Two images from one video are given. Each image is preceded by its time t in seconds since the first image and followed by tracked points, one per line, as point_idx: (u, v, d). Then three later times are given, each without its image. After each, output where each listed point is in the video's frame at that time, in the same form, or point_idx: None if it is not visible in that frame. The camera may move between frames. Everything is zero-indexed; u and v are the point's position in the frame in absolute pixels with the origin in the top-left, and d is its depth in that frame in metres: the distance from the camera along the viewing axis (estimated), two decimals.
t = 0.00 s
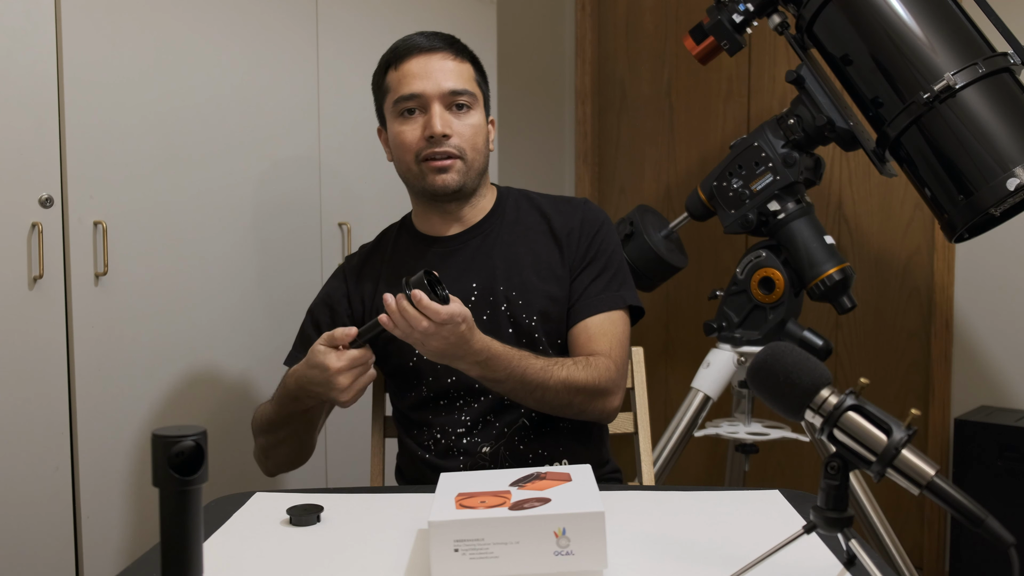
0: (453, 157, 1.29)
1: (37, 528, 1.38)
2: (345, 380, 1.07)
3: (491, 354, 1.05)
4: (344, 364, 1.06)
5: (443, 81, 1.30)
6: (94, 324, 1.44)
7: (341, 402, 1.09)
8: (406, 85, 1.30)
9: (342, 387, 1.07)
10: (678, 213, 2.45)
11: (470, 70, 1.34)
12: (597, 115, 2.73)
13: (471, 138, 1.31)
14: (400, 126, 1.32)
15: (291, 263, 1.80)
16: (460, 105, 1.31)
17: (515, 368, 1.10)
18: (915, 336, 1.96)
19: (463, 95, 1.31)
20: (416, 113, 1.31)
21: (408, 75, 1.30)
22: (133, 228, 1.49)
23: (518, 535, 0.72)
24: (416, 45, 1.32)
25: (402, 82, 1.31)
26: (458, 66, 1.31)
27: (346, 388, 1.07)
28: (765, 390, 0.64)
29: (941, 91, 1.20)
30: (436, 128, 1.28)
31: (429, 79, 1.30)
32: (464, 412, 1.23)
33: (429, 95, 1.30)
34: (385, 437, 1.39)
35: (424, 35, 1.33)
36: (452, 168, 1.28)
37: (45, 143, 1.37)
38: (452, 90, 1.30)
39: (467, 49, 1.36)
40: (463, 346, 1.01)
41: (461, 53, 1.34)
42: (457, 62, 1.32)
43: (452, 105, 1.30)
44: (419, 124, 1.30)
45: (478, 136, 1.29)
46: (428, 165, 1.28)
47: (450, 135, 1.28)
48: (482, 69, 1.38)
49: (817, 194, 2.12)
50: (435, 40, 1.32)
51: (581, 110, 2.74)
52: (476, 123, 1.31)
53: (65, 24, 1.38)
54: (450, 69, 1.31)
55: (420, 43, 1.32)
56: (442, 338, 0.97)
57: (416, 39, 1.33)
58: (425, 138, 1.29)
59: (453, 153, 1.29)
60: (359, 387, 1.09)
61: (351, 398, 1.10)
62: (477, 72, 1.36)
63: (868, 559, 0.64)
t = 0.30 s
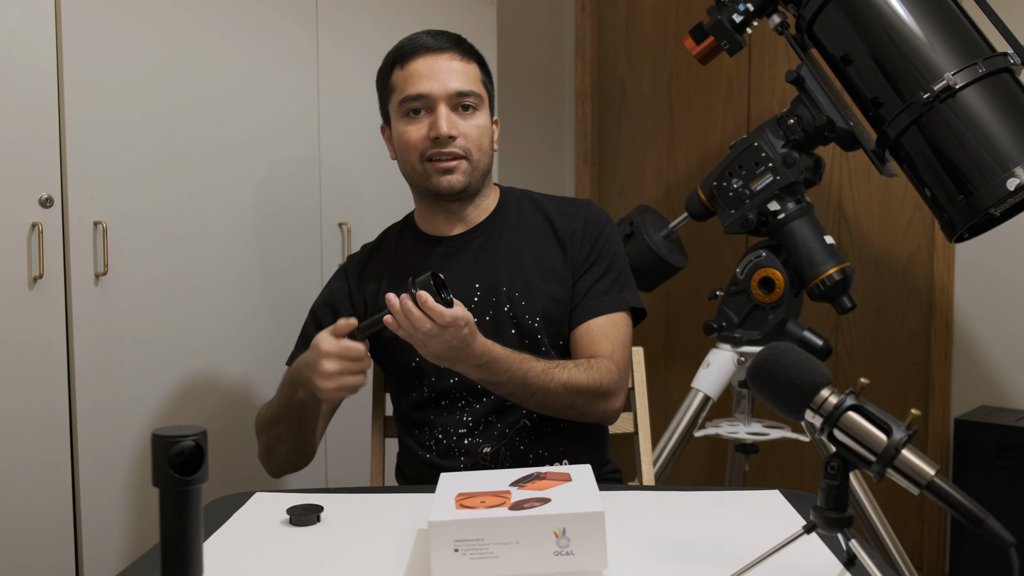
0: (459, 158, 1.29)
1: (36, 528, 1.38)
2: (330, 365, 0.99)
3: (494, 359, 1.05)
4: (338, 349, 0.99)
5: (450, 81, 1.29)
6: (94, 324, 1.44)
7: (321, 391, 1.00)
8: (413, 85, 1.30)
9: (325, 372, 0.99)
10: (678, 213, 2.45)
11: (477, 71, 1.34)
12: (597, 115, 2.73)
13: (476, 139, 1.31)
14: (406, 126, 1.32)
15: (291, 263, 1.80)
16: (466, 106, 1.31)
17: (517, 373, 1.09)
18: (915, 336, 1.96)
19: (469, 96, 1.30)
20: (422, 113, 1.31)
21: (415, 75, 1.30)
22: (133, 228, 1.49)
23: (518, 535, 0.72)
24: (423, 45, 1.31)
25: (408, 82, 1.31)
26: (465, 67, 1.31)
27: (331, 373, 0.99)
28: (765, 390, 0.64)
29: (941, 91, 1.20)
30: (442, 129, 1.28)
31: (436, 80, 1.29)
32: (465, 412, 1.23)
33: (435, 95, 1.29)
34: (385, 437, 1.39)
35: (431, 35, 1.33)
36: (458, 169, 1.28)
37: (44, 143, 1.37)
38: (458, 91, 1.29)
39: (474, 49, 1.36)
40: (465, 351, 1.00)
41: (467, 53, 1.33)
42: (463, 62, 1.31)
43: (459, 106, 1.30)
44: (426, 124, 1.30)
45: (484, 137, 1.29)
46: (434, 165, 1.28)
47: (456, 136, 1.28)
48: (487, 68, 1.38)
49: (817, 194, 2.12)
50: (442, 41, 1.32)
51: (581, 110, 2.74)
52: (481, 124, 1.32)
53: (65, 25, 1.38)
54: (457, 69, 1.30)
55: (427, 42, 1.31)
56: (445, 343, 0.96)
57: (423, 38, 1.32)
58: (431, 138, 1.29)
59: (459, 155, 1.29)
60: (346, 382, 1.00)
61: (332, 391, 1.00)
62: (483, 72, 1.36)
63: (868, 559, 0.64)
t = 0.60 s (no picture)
0: (467, 160, 1.28)
1: (37, 528, 1.38)
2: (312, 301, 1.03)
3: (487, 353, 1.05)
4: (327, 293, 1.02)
5: (459, 82, 1.28)
6: (94, 324, 1.44)
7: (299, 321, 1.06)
8: (421, 85, 1.28)
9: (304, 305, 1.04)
10: (679, 213, 2.45)
11: (485, 71, 1.32)
12: (597, 115, 2.73)
13: (485, 140, 1.30)
14: (413, 127, 1.30)
15: (291, 263, 1.80)
16: (475, 107, 1.30)
17: (510, 367, 1.09)
18: (914, 337, 1.96)
19: (478, 97, 1.29)
20: (430, 114, 1.30)
21: (424, 75, 1.29)
22: (133, 228, 1.49)
23: (518, 535, 0.72)
24: (431, 44, 1.30)
25: (416, 81, 1.29)
26: (474, 68, 1.30)
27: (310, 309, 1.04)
28: (765, 390, 0.63)
29: (941, 91, 1.20)
30: (451, 130, 1.27)
31: (445, 81, 1.28)
32: (466, 412, 1.23)
33: (445, 97, 1.28)
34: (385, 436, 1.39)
35: (438, 34, 1.31)
36: (465, 172, 1.28)
37: (44, 142, 1.37)
38: (467, 92, 1.28)
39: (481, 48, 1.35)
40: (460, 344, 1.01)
41: (476, 53, 1.32)
42: (472, 63, 1.30)
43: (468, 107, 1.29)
44: (434, 125, 1.29)
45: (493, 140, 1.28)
46: (442, 167, 1.28)
47: (465, 138, 1.27)
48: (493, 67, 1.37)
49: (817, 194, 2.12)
50: (450, 40, 1.30)
51: (581, 110, 2.74)
52: (490, 125, 1.31)
53: (65, 25, 1.38)
54: (466, 70, 1.29)
55: (436, 41, 1.30)
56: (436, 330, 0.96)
57: (431, 36, 1.31)
58: (439, 140, 1.28)
59: (466, 157, 1.28)
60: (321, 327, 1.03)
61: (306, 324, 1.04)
62: (490, 72, 1.35)
63: (868, 558, 0.64)
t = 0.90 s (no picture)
0: (476, 163, 1.28)
1: (37, 528, 1.38)
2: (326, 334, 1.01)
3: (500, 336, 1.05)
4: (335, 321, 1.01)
5: (471, 86, 1.28)
6: (94, 324, 1.44)
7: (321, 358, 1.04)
8: (433, 87, 1.28)
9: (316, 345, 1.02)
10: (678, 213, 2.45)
11: (495, 76, 1.32)
12: (598, 115, 2.73)
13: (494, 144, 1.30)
14: (423, 128, 1.30)
15: (291, 263, 1.80)
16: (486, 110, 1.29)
17: (524, 356, 1.09)
18: (915, 337, 1.96)
19: (489, 101, 1.29)
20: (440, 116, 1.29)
21: (435, 77, 1.28)
22: (133, 228, 1.49)
23: (518, 536, 0.72)
24: (444, 46, 1.29)
25: (428, 83, 1.29)
26: (485, 72, 1.30)
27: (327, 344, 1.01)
28: (765, 391, 0.63)
29: (941, 91, 1.20)
30: (462, 133, 1.26)
31: (457, 84, 1.28)
32: (467, 412, 1.23)
33: (456, 99, 1.27)
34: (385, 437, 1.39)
35: (451, 36, 1.31)
36: (474, 174, 1.28)
37: (44, 142, 1.37)
38: (479, 96, 1.28)
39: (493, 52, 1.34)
40: (472, 326, 1.01)
41: (488, 58, 1.32)
42: (484, 67, 1.30)
43: (479, 110, 1.28)
44: (444, 127, 1.28)
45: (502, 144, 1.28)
46: (450, 169, 1.27)
47: (475, 141, 1.27)
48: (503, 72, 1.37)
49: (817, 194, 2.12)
50: (463, 43, 1.30)
51: (581, 110, 2.74)
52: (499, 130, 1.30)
53: (65, 25, 1.38)
54: (478, 74, 1.29)
55: (448, 44, 1.30)
56: (444, 309, 0.97)
57: (444, 38, 1.30)
58: (450, 142, 1.27)
59: (475, 159, 1.28)
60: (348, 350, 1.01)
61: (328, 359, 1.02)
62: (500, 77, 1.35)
63: (868, 559, 0.64)
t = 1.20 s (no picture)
0: (470, 166, 1.28)
1: (37, 528, 1.38)
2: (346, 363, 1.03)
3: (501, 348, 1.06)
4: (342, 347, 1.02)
5: (466, 90, 1.27)
6: (94, 324, 1.44)
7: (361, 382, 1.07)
8: (428, 91, 1.28)
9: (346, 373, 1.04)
10: (679, 213, 2.45)
11: (494, 78, 1.31)
12: (598, 115, 2.73)
13: (489, 147, 1.29)
14: (419, 131, 1.30)
15: (291, 262, 1.80)
16: (482, 114, 1.29)
17: (524, 364, 1.09)
18: (914, 337, 1.96)
19: (484, 104, 1.28)
20: (436, 120, 1.29)
21: (431, 80, 1.28)
22: (133, 228, 1.49)
23: (518, 535, 0.72)
24: (441, 49, 1.29)
25: (424, 86, 1.28)
26: (482, 75, 1.29)
27: (356, 370, 1.04)
28: (766, 391, 0.63)
29: (941, 91, 1.20)
30: (454, 138, 1.26)
31: (452, 87, 1.27)
32: (466, 412, 1.23)
33: (451, 103, 1.27)
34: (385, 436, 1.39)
35: (450, 39, 1.30)
36: (468, 178, 1.27)
37: (44, 142, 1.37)
38: (473, 100, 1.27)
39: (494, 53, 1.33)
40: (475, 341, 1.02)
41: (486, 61, 1.31)
42: (480, 70, 1.29)
43: (473, 114, 1.28)
44: (439, 131, 1.28)
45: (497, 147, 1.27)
46: (444, 172, 1.27)
47: (468, 145, 1.27)
48: (505, 73, 1.36)
49: (817, 195, 2.11)
50: (461, 46, 1.29)
51: (582, 110, 2.74)
52: (495, 133, 1.29)
53: (65, 25, 1.38)
54: (474, 77, 1.28)
55: (446, 47, 1.29)
56: (447, 328, 0.97)
57: (443, 41, 1.30)
58: (443, 147, 1.27)
59: (469, 163, 1.28)
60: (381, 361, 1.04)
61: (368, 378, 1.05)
62: (501, 78, 1.34)
63: (868, 558, 0.64)
